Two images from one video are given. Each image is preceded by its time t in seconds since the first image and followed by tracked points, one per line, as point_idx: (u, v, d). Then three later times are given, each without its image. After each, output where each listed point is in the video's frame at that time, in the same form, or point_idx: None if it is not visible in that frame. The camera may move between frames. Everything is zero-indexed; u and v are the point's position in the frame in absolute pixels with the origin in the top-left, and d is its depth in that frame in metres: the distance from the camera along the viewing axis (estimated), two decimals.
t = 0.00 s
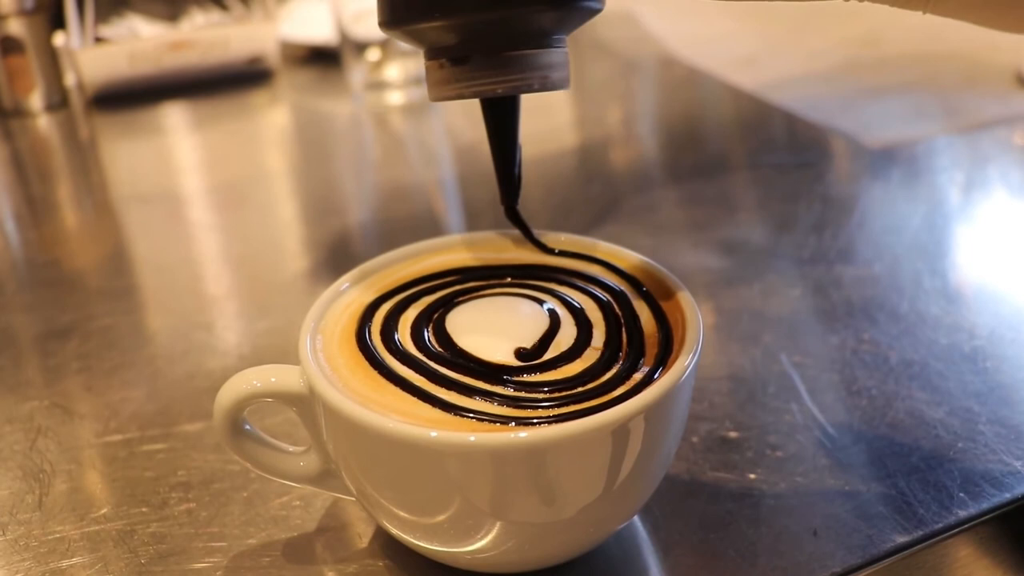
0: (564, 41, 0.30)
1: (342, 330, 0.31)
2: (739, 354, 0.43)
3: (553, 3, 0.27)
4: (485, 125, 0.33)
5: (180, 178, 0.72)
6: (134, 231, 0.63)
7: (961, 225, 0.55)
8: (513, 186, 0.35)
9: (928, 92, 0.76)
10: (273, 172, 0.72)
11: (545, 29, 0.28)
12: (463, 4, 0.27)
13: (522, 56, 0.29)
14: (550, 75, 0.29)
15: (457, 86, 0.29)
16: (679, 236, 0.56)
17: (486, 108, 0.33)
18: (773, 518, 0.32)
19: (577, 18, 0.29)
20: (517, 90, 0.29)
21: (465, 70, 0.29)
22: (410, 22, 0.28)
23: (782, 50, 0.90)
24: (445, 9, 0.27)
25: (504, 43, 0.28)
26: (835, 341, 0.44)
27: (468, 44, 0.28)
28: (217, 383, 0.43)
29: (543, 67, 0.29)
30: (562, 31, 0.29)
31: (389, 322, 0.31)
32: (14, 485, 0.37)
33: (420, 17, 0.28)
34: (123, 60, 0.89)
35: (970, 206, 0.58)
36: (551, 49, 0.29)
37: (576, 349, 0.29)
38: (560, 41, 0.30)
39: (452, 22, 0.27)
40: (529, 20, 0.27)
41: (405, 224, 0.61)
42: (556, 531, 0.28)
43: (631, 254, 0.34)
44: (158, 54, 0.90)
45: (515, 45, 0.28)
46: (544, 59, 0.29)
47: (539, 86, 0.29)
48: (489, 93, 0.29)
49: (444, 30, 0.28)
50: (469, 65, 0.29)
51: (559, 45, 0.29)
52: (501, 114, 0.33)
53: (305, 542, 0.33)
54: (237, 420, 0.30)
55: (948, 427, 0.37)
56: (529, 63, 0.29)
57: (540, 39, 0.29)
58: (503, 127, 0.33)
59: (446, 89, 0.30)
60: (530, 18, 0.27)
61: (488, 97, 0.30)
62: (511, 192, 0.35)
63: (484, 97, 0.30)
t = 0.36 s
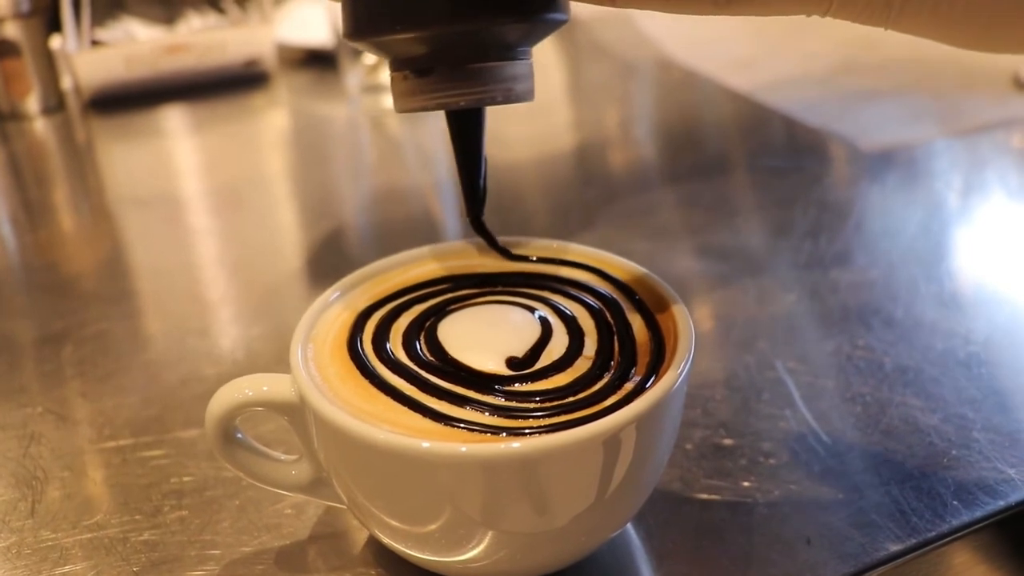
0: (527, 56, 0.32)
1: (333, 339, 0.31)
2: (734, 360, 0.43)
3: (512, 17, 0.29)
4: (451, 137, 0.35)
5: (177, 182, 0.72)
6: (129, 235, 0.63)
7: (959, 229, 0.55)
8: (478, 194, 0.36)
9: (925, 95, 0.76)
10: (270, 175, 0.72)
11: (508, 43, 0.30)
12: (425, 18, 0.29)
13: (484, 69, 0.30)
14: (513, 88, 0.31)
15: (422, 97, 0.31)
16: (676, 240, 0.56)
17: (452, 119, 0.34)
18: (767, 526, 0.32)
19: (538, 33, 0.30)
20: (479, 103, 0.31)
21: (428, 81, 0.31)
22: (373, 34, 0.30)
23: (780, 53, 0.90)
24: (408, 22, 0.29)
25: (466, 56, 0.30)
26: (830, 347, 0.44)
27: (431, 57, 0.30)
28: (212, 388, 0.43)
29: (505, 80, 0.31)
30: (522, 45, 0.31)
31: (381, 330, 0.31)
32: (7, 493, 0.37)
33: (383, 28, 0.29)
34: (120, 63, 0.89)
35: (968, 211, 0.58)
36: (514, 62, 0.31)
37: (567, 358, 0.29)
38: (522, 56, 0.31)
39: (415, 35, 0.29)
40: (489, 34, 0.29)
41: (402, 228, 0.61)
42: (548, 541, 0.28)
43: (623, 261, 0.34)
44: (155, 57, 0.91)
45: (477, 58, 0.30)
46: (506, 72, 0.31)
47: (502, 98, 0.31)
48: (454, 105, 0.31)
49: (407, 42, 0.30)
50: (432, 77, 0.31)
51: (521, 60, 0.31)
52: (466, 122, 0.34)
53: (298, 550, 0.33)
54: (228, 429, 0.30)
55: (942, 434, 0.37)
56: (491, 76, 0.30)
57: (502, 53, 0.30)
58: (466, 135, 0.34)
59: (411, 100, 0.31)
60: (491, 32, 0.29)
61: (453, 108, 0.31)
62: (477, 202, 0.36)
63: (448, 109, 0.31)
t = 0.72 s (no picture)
0: (500, 66, 0.33)
1: (330, 344, 0.31)
2: (733, 364, 0.43)
3: (484, 28, 0.30)
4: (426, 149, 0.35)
5: (176, 183, 0.72)
6: (128, 237, 0.62)
7: (959, 232, 0.55)
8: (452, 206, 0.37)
9: (925, 97, 0.76)
10: (269, 177, 0.72)
11: (480, 53, 0.31)
12: (398, 29, 0.30)
13: (457, 79, 0.31)
14: (485, 97, 0.32)
15: (396, 106, 0.32)
16: (675, 242, 0.56)
17: (427, 132, 0.35)
18: (765, 531, 0.32)
19: (510, 43, 0.32)
20: (452, 112, 0.32)
21: (401, 91, 0.32)
22: (349, 43, 0.31)
23: (779, 56, 0.90)
24: (381, 32, 0.30)
25: (438, 66, 0.31)
26: (830, 351, 0.43)
27: (403, 66, 0.31)
28: (210, 392, 0.43)
29: (477, 89, 0.32)
30: (495, 56, 0.32)
31: (378, 335, 0.31)
32: (4, 496, 0.37)
33: (359, 37, 0.31)
34: (119, 64, 0.89)
35: (969, 214, 0.57)
36: (488, 72, 0.32)
37: (565, 364, 0.29)
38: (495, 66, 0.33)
39: (388, 44, 0.30)
40: (461, 43, 0.30)
41: (401, 230, 0.61)
42: (545, 547, 0.28)
43: (621, 266, 0.34)
44: (153, 59, 0.90)
45: (449, 68, 0.31)
46: (479, 82, 0.32)
47: (476, 107, 0.32)
48: (428, 114, 0.32)
49: (382, 51, 0.31)
50: (404, 87, 0.32)
51: (494, 71, 0.32)
52: (441, 133, 0.35)
53: (295, 555, 0.33)
54: (225, 434, 0.30)
55: (942, 439, 0.37)
56: (463, 85, 0.31)
57: (474, 63, 0.32)
58: (441, 147, 0.35)
59: (385, 109, 0.32)
60: (464, 41, 0.30)
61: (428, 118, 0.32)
62: (451, 214, 0.37)
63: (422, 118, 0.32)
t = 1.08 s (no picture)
0: (474, 75, 0.33)
1: (329, 346, 0.31)
2: (733, 365, 0.43)
3: (459, 36, 0.31)
4: (401, 156, 0.36)
5: (175, 184, 0.72)
6: (127, 238, 0.62)
7: (960, 231, 0.55)
8: (427, 216, 0.37)
9: (925, 98, 0.76)
10: (269, 177, 0.72)
11: (454, 60, 0.32)
12: (373, 35, 0.30)
13: (432, 87, 0.32)
14: (459, 105, 0.32)
15: (370, 113, 0.32)
16: (676, 243, 0.56)
17: (404, 138, 0.35)
18: (765, 534, 0.32)
19: (485, 50, 0.32)
20: (426, 120, 0.32)
21: (375, 99, 0.32)
22: (325, 51, 0.31)
23: (779, 57, 0.90)
24: (357, 39, 0.31)
25: (412, 74, 0.31)
26: (830, 352, 0.43)
27: (379, 74, 0.32)
28: (209, 393, 0.43)
29: (451, 98, 0.32)
30: (470, 66, 0.33)
31: (377, 337, 0.31)
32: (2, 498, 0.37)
33: (336, 45, 0.31)
34: (118, 65, 0.89)
35: (969, 214, 0.57)
36: (462, 80, 0.32)
37: (565, 366, 0.29)
38: (470, 75, 0.33)
39: (363, 51, 0.31)
40: (436, 50, 0.31)
41: (400, 230, 0.61)
42: (545, 549, 0.27)
43: (622, 268, 0.34)
44: (152, 59, 0.90)
45: (424, 76, 0.32)
46: (453, 90, 0.32)
47: (450, 115, 0.32)
48: (402, 122, 0.32)
49: (358, 59, 0.31)
50: (378, 95, 0.32)
51: (469, 79, 0.33)
52: (418, 140, 0.35)
53: (295, 558, 0.32)
54: (223, 436, 0.30)
55: (942, 440, 0.37)
56: (437, 94, 0.32)
57: (449, 71, 0.32)
58: (416, 154, 0.36)
59: (359, 117, 0.32)
60: (439, 47, 0.31)
61: (402, 126, 0.32)
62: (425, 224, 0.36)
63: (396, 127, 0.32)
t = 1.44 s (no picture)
0: (445, 83, 0.32)
1: (326, 347, 0.31)
2: (732, 366, 0.43)
3: (428, 47, 0.30)
4: (371, 163, 0.35)
5: (174, 184, 0.72)
6: (126, 238, 0.62)
7: (960, 232, 0.55)
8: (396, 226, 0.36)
9: (923, 99, 0.76)
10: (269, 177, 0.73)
11: (423, 70, 0.31)
12: (339, 47, 0.29)
13: (401, 98, 0.31)
14: (429, 117, 0.31)
15: (337, 125, 0.31)
16: (675, 243, 0.56)
17: (373, 145, 0.34)
18: (763, 535, 0.32)
19: (455, 59, 0.31)
20: (395, 132, 0.31)
21: (343, 110, 0.31)
22: (289, 61, 0.30)
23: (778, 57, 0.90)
24: (321, 50, 0.30)
25: (380, 86, 0.31)
26: (829, 353, 0.43)
27: (345, 85, 0.31)
28: (208, 394, 0.43)
29: (421, 109, 0.31)
30: (440, 75, 0.32)
31: (374, 338, 0.31)
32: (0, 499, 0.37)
33: (301, 56, 0.30)
34: (117, 65, 0.89)
35: (969, 214, 0.57)
36: (432, 90, 0.31)
37: (562, 367, 0.29)
38: (441, 83, 0.32)
39: (328, 63, 0.30)
40: (404, 62, 0.30)
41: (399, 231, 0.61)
42: (542, 549, 0.27)
43: (620, 268, 0.34)
44: (152, 59, 0.90)
45: (392, 87, 0.31)
46: (422, 101, 0.31)
47: (419, 126, 0.31)
48: (371, 134, 0.31)
49: (325, 70, 0.30)
50: (345, 106, 0.31)
51: (439, 88, 0.32)
52: (387, 150, 0.34)
53: (292, 558, 0.32)
54: (220, 437, 0.30)
55: (941, 441, 0.37)
56: (406, 106, 0.31)
57: (418, 81, 0.31)
58: (386, 162, 0.35)
59: (326, 128, 0.32)
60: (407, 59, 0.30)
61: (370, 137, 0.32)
62: (396, 235, 0.36)
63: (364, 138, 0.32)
